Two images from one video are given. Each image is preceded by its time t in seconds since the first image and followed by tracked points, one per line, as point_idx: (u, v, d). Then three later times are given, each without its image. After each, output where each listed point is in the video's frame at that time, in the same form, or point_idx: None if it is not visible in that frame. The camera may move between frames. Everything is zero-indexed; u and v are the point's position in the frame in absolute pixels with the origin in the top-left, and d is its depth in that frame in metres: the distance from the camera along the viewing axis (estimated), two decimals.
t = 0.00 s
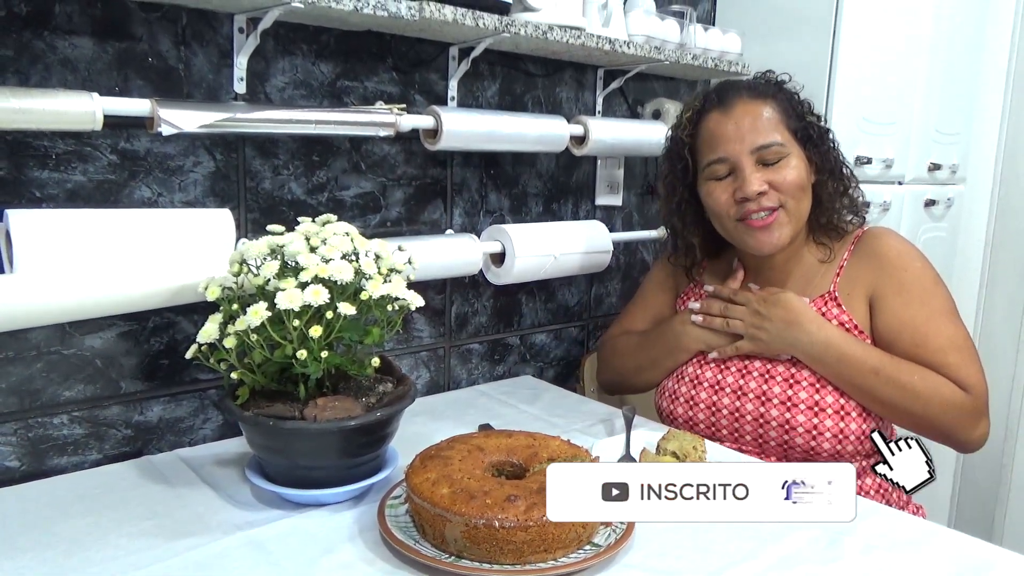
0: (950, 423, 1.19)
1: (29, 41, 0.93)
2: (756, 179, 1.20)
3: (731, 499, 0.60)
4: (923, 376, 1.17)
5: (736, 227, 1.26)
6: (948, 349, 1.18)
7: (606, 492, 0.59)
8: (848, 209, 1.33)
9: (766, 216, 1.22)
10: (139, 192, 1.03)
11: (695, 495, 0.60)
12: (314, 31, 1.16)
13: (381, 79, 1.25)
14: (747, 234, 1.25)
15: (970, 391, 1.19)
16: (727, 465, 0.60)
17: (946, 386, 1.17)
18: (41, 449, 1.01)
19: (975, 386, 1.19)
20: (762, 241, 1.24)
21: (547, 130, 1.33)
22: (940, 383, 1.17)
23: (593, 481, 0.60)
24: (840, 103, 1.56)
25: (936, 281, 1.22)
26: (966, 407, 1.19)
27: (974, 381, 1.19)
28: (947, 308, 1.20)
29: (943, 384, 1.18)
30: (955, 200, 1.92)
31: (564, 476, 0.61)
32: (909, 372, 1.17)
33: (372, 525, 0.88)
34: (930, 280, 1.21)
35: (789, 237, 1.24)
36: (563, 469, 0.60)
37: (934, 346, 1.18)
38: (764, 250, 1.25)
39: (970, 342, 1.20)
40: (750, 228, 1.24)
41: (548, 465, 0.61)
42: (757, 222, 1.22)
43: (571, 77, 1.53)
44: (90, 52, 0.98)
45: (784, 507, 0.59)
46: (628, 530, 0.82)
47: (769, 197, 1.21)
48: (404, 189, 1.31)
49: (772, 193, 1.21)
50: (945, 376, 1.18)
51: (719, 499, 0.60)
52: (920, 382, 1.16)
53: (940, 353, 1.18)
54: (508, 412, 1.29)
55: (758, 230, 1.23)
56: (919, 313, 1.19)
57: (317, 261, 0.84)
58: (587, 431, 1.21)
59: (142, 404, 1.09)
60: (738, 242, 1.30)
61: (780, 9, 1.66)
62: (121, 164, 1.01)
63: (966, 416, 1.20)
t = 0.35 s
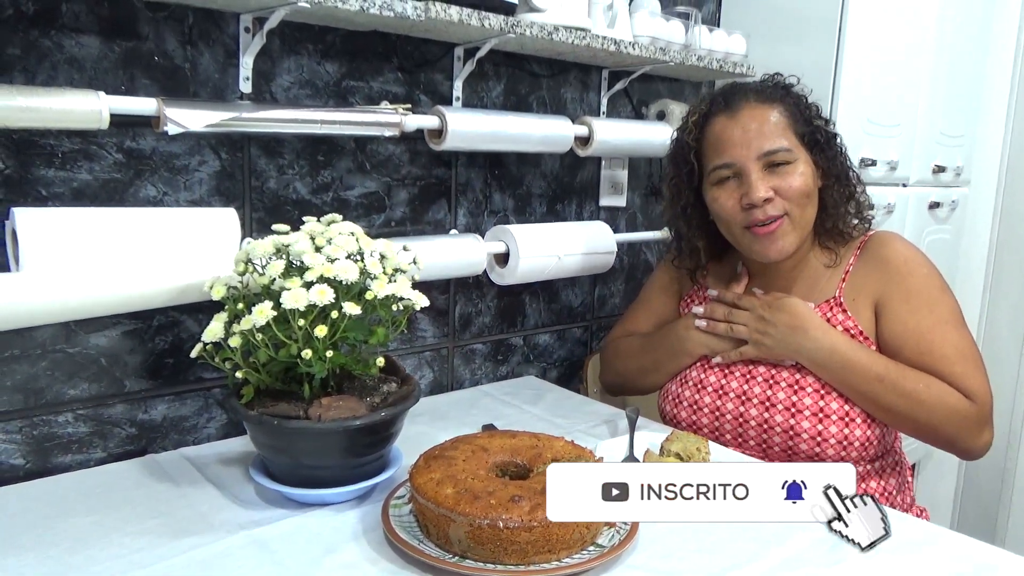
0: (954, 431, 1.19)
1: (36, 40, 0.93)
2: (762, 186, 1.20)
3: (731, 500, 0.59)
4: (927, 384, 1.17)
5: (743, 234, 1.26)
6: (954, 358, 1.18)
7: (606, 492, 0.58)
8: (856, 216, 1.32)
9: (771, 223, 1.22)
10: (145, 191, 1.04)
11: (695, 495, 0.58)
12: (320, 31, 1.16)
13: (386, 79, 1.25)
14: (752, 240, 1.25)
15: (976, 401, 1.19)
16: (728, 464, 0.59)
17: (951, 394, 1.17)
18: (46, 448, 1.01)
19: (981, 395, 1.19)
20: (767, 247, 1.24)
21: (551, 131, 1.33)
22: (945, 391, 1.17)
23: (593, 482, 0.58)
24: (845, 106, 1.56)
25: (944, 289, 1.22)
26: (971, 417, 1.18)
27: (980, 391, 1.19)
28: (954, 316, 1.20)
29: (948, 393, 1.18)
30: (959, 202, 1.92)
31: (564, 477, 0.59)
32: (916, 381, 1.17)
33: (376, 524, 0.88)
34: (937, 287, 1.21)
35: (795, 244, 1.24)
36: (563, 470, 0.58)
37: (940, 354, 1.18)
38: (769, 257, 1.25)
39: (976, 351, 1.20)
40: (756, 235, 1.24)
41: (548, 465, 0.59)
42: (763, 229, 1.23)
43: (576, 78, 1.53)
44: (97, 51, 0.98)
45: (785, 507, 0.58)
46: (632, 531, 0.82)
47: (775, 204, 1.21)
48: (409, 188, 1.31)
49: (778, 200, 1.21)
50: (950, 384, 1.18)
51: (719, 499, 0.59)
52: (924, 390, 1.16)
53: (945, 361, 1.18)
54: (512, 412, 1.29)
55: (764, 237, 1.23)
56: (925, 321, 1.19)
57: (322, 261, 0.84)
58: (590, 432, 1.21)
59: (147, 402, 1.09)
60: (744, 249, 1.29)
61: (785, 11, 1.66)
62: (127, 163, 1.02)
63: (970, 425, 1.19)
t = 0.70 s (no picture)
0: (952, 431, 1.19)
1: (34, 41, 0.93)
2: (755, 169, 1.22)
3: (731, 500, 0.59)
4: (926, 384, 1.17)
5: (730, 212, 1.28)
6: (952, 358, 1.18)
7: (606, 492, 0.58)
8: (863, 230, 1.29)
9: (754, 207, 1.23)
10: (144, 192, 1.04)
11: (695, 495, 0.59)
12: (319, 32, 1.16)
13: (385, 79, 1.25)
14: (736, 225, 1.26)
15: (973, 401, 1.19)
16: (726, 464, 0.59)
17: (950, 394, 1.17)
18: (45, 449, 1.01)
19: (979, 396, 1.19)
20: (746, 232, 1.25)
21: (550, 131, 1.32)
22: (944, 391, 1.17)
23: (592, 481, 0.58)
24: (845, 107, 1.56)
25: (942, 290, 1.22)
26: (969, 417, 1.19)
27: (978, 392, 1.19)
28: (952, 317, 1.21)
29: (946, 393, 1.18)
30: (958, 202, 1.92)
31: (564, 476, 0.59)
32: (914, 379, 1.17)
33: (375, 524, 0.88)
34: (936, 288, 1.22)
35: (776, 235, 1.24)
36: (562, 470, 0.59)
37: (939, 355, 1.19)
38: (748, 242, 1.26)
39: (974, 352, 1.20)
40: (738, 215, 1.26)
41: (548, 465, 0.59)
42: (746, 211, 1.24)
43: (575, 78, 1.53)
44: (95, 52, 0.98)
45: (786, 506, 0.58)
46: (631, 531, 0.82)
47: (762, 189, 1.22)
48: (408, 189, 1.31)
49: (767, 187, 1.22)
50: (949, 384, 1.18)
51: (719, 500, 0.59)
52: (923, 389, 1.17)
53: (944, 362, 1.18)
54: (511, 413, 1.29)
55: (745, 219, 1.25)
56: (924, 321, 1.19)
57: (321, 261, 0.84)
58: (589, 432, 1.21)
59: (146, 403, 1.09)
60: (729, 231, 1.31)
61: (784, 10, 1.66)
62: (125, 164, 1.02)
63: (968, 425, 1.20)
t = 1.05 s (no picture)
0: (952, 431, 1.19)
1: (34, 41, 0.93)
2: (725, 186, 1.23)
3: (730, 500, 0.58)
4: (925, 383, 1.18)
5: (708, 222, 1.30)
6: (951, 358, 1.19)
7: (606, 493, 0.58)
8: (848, 257, 1.25)
9: (722, 221, 1.26)
10: (143, 192, 1.04)
11: (695, 496, 0.58)
12: (318, 32, 1.16)
13: (385, 79, 1.25)
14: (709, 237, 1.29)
15: (972, 400, 1.19)
16: (725, 465, 0.58)
17: (949, 394, 1.18)
18: (44, 449, 1.01)
19: (978, 395, 1.20)
20: (716, 244, 1.28)
21: (550, 131, 1.33)
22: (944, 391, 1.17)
23: (592, 483, 0.58)
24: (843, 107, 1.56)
25: (941, 291, 1.23)
26: (968, 417, 1.19)
27: (977, 392, 1.20)
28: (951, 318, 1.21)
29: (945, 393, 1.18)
30: (957, 202, 1.92)
31: (564, 477, 0.59)
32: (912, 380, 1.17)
33: (375, 524, 0.88)
34: (935, 289, 1.22)
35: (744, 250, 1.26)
36: (563, 471, 0.59)
37: (938, 355, 1.19)
38: (719, 253, 1.29)
39: (973, 352, 1.21)
40: (711, 227, 1.28)
41: (548, 465, 0.59)
42: (717, 224, 1.26)
43: (574, 78, 1.53)
44: (95, 52, 0.98)
45: (785, 507, 0.58)
46: (630, 531, 0.82)
47: (732, 206, 1.23)
48: (407, 189, 1.31)
49: (737, 204, 1.23)
50: (948, 384, 1.19)
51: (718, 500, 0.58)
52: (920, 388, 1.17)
53: (943, 362, 1.19)
54: (510, 413, 1.29)
55: (716, 232, 1.27)
56: (922, 322, 1.20)
57: (321, 262, 0.84)
58: (589, 432, 1.21)
59: (145, 403, 1.09)
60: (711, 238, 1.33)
61: (783, 11, 1.66)
62: (125, 164, 1.02)
63: (966, 425, 1.20)
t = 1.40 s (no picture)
0: (951, 431, 1.19)
1: (33, 39, 0.93)
2: (722, 184, 1.23)
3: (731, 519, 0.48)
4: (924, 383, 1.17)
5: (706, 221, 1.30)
6: (951, 358, 1.19)
7: (606, 511, 0.49)
8: (848, 253, 1.25)
9: (721, 219, 1.26)
10: (143, 191, 1.03)
11: (696, 514, 0.49)
12: (318, 31, 1.16)
13: (384, 78, 1.25)
14: (707, 236, 1.28)
15: (972, 401, 1.19)
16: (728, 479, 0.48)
17: (949, 393, 1.18)
18: (43, 448, 1.01)
19: (978, 395, 1.19)
20: (715, 243, 1.28)
21: (549, 130, 1.32)
22: (943, 391, 1.17)
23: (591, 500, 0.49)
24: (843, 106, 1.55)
25: (942, 291, 1.22)
26: (967, 418, 1.19)
27: (977, 393, 1.20)
28: (951, 319, 1.21)
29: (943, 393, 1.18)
30: (957, 202, 1.92)
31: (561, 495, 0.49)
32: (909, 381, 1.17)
33: (374, 524, 0.88)
34: (936, 289, 1.22)
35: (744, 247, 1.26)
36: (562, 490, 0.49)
37: (938, 355, 1.19)
38: (717, 252, 1.29)
39: (973, 351, 1.21)
40: (709, 226, 1.28)
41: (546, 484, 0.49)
42: (714, 223, 1.26)
43: (574, 78, 1.53)
44: (94, 50, 0.98)
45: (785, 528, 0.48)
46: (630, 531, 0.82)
47: (730, 204, 1.23)
48: (407, 188, 1.31)
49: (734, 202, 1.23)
50: (947, 383, 1.19)
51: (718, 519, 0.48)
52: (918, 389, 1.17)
53: (943, 362, 1.19)
54: (510, 412, 1.29)
55: (714, 231, 1.27)
56: (922, 322, 1.20)
57: (321, 261, 0.84)
58: (589, 431, 1.21)
59: (145, 403, 1.09)
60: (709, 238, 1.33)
61: (784, 10, 1.66)
62: (124, 163, 1.01)
63: (966, 425, 1.20)
